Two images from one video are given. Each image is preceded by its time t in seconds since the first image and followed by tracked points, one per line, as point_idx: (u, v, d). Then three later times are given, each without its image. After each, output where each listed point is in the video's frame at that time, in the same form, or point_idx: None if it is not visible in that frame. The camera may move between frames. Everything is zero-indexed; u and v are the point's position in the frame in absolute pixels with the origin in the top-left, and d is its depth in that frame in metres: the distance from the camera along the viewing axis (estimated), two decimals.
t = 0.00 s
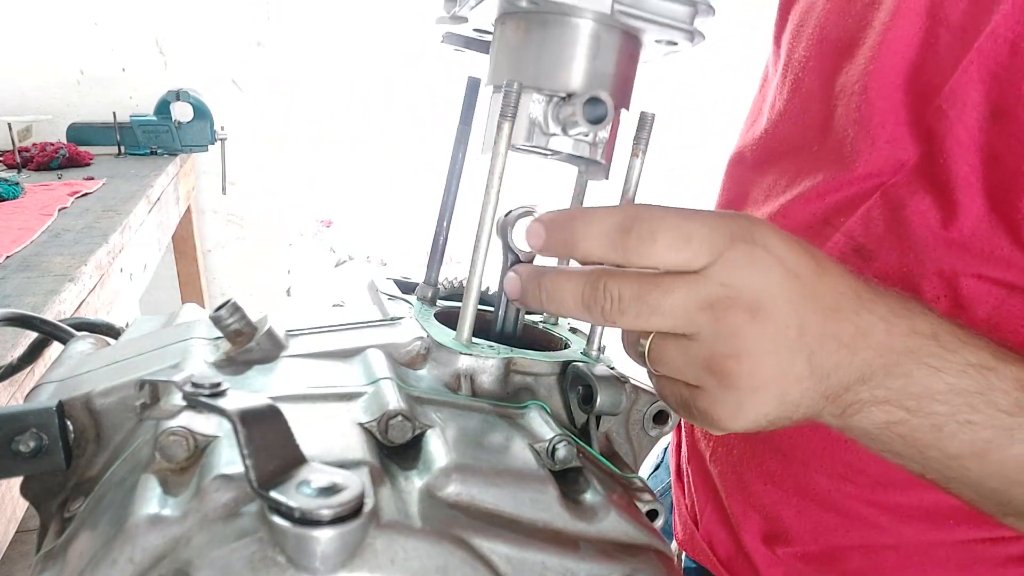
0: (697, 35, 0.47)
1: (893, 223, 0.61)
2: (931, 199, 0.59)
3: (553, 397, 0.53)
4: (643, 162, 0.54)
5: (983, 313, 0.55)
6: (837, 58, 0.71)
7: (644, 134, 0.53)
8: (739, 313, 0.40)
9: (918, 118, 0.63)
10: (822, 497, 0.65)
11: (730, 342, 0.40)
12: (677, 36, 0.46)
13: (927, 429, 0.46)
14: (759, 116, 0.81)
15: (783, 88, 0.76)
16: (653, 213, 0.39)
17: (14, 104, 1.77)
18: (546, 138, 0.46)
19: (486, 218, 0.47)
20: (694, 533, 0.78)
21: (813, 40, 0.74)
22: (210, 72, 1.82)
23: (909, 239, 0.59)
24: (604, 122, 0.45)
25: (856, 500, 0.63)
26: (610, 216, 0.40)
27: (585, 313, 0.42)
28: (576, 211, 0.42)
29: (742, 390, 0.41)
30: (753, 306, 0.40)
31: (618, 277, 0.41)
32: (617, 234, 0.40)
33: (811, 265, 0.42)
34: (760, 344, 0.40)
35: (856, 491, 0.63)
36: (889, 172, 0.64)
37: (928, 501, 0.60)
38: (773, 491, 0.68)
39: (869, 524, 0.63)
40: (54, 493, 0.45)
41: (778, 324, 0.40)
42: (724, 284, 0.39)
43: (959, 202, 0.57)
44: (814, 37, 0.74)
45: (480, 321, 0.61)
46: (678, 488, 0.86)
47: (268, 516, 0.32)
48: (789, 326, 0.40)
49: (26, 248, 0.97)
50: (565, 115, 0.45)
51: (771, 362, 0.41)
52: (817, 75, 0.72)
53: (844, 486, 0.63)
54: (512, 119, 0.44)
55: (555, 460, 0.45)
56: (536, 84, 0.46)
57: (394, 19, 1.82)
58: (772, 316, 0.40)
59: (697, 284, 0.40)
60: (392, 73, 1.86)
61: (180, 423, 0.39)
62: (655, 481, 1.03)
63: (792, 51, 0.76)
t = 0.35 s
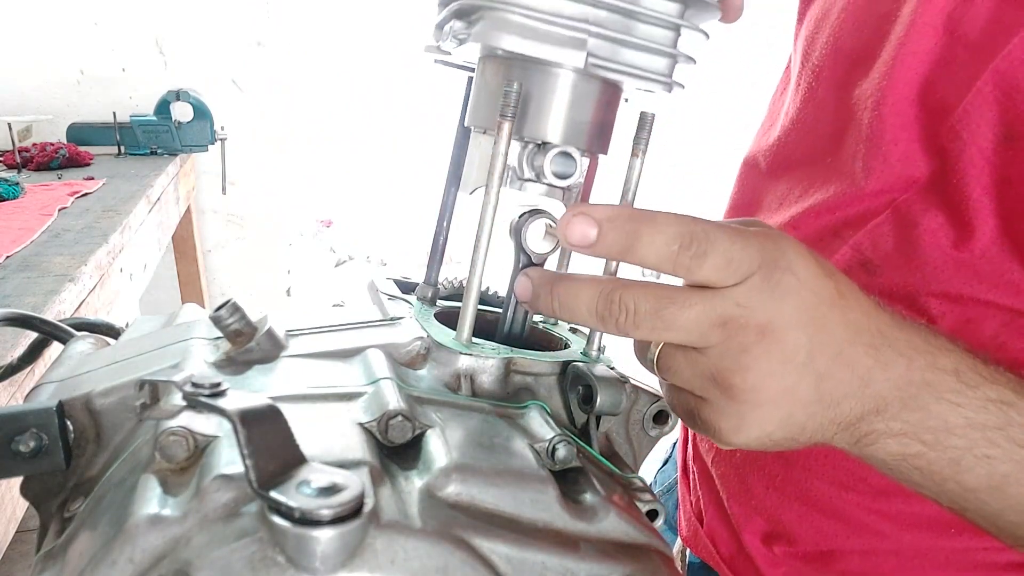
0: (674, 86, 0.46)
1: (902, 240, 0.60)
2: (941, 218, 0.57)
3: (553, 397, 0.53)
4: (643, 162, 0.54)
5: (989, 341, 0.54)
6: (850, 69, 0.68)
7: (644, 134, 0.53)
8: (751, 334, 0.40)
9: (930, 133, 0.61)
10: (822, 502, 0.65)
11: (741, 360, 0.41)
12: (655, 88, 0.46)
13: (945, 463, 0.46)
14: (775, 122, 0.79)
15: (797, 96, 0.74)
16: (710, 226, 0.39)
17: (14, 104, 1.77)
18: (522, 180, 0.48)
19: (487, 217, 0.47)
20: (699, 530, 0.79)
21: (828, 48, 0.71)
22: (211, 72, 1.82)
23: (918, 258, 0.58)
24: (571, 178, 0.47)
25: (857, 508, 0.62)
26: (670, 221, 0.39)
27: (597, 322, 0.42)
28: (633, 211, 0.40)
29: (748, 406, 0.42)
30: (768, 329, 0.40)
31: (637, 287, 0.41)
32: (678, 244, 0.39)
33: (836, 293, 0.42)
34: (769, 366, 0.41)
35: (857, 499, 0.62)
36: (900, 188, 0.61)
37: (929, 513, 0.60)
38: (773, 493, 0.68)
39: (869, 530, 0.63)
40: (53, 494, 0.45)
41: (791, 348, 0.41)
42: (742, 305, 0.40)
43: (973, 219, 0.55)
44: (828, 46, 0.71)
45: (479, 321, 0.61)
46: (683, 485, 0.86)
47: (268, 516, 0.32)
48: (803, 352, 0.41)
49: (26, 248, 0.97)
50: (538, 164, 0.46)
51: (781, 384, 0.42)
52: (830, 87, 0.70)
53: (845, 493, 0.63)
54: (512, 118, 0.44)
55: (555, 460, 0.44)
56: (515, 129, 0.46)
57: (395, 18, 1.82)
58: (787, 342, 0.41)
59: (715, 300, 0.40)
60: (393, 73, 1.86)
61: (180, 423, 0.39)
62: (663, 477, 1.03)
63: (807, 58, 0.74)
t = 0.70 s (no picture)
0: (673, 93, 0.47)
1: (913, 247, 0.60)
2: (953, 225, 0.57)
3: (553, 397, 0.53)
4: (643, 162, 0.54)
5: (1003, 351, 0.55)
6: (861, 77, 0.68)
7: (644, 134, 0.53)
8: (748, 344, 0.40)
9: (942, 142, 0.60)
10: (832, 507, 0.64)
11: (738, 369, 0.41)
12: (653, 95, 0.46)
13: (949, 475, 0.47)
14: (786, 127, 0.79)
15: (809, 102, 0.73)
16: (704, 237, 0.39)
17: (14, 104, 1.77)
18: (521, 189, 0.48)
19: (486, 216, 0.47)
20: (705, 532, 0.79)
21: (839, 55, 0.71)
22: (210, 72, 1.82)
23: (932, 265, 0.58)
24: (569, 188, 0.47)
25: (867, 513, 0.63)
26: (663, 230, 0.39)
27: (597, 327, 0.42)
28: (628, 219, 0.40)
29: (744, 414, 0.42)
30: (764, 339, 0.40)
31: (639, 295, 0.41)
32: (673, 253, 0.39)
33: (840, 305, 0.42)
34: (768, 376, 0.41)
35: (868, 504, 0.62)
36: (915, 197, 0.62)
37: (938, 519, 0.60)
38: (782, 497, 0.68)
39: (880, 535, 0.63)
40: (53, 494, 0.45)
41: (790, 360, 0.41)
42: (739, 314, 0.40)
43: (985, 226, 0.55)
44: (840, 52, 0.71)
45: (479, 321, 0.61)
46: (690, 487, 0.86)
47: (268, 516, 0.32)
48: (802, 363, 0.41)
49: (25, 248, 0.97)
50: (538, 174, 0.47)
51: (776, 395, 0.41)
52: (840, 93, 0.69)
53: (856, 498, 0.63)
54: (512, 119, 0.44)
55: (555, 460, 0.44)
56: (514, 139, 0.46)
57: (394, 19, 1.82)
58: (784, 352, 0.41)
59: (715, 309, 0.40)
60: (393, 73, 1.86)
61: (180, 423, 0.39)
62: (667, 478, 1.03)
63: (818, 64, 0.74)
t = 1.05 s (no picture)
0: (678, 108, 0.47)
1: (917, 251, 0.60)
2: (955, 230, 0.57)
3: (553, 397, 0.53)
4: (643, 162, 0.54)
5: (1006, 351, 0.54)
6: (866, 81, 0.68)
7: (644, 134, 0.53)
8: (745, 352, 0.41)
9: (947, 147, 0.60)
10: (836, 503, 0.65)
11: (736, 376, 0.41)
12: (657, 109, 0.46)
13: (948, 480, 0.47)
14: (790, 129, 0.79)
15: (813, 105, 0.73)
16: (702, 245, 0.39)
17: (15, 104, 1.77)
18: (527, 201, 0.48)
19: (486, 219, 0.46)
20: (708, 530, 0.79)
21: (844, 58, 0.71)
22: (211, 72, 1.82)
23: (935, 269, 0.58)
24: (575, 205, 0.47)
25: (872, 510, 0.63)
26: (660, 240, 0.39)
27: (595, 334, 0.43)
28: (626, 229, 0.39)
29: (741, 420, 0.43)
30: (762, 348, 0.41)
31: (637, 303, 0.41)
32: (671, 263, 0.39)
33: (841, 312, 0.42)
34: (765, 383, 0.41)
35: (873, 500, 0.62)
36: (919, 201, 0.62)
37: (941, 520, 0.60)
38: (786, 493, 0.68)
39: (884, 531, 0.63)
40: (53, 494, 0.45)
41: (787, 367, 0.41)
42: (737, 323, 0.40)
43: (989, 230, 0.55)
44: (845, 55, 0.70)
45: (479, 321, 0.61)
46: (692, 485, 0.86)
47: (268, 516, 0.32)
48: (800, 371, 0.41)
49: (25, 248, 0.97)
50: (544, 186, 0.47)
51: (773, 401, 0.42)
52: (845, 98, 0.70)
53: (860, 494, 0.63)
54: (512, 120, 0.44)
55: (555, 460, 0.45)
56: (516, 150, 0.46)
57: (394, 18, 1.82)
58: (781, 359, 0.41)
59: (713, 318, 0.40)
60: (393, 73, 1.86)
61: (180, 423, 0.39)
62: (669, 477, 1.03)
63: (823, 67, 0.74)
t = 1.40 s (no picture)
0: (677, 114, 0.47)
1: (919, 252, 0.60)
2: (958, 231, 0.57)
3: (553, 397, 0.53)
4: (643, 162, 0.54)
5: (1008, 350, 0.55)
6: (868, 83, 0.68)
7: (644, 134, 0.53)
8: (745, 357, 0.41)
9: (948, 150, 0.60)
10: (840, 500, 0.64)
11: (735, 380, 0.41)
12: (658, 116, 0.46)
13: (946, 482, 0.48)
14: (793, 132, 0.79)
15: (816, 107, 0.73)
16: (700, 251, 0.39)
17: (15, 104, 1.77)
18: (526, 203, 0.49)
19: (485, 218, 0.46)
20: (714, 526, 0.79)
21: (845, 61, 0.71)
22: (210, 72, 1.82)
23: (938, 269, 0.58)
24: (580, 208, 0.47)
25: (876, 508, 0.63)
26: (660, 246, 0.39)
27: (595, 338, 0.43)
28: (625, 237, 0.39)
29: (740, 423, 0.43)
30: (761, 353, 0.41)
31: (637, 307, 0.41)
32: (668, 270, 0.39)
33: (840, 316, 0.42)
34: (764, 386, 0.41)
35: (877, 498, 0.62)
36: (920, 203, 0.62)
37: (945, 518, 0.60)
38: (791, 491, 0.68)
39: (888, 528, 0.63)
40: (53, 494, 0.45)
41: (787, 370, 0.41)
42: (736, 328, 0.40)
43: (992, 231, 0.55)
44: (847, 59, 0.70)
45: (479, 321, 0.61)
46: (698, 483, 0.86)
47: (268, 516, 0.32)
48: (799, 375, 0.41)
49: (25, 248, 0.97)
50: (545, 188, 0.47)
51: (773, 404, 0.42)
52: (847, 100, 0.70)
53: (864, 491, 0.63)
54: (512, 119, 0.44)
55: (555, 460, 0.45)
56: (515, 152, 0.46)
57: (394, 19, 1.82)
58: (780, 362, 0.41)
59: (713, 323, 0.40)
60: (392, 73, 1.87)
61: (180, 423, 0.39)
62: (674, 475, 1.03)
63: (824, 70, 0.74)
